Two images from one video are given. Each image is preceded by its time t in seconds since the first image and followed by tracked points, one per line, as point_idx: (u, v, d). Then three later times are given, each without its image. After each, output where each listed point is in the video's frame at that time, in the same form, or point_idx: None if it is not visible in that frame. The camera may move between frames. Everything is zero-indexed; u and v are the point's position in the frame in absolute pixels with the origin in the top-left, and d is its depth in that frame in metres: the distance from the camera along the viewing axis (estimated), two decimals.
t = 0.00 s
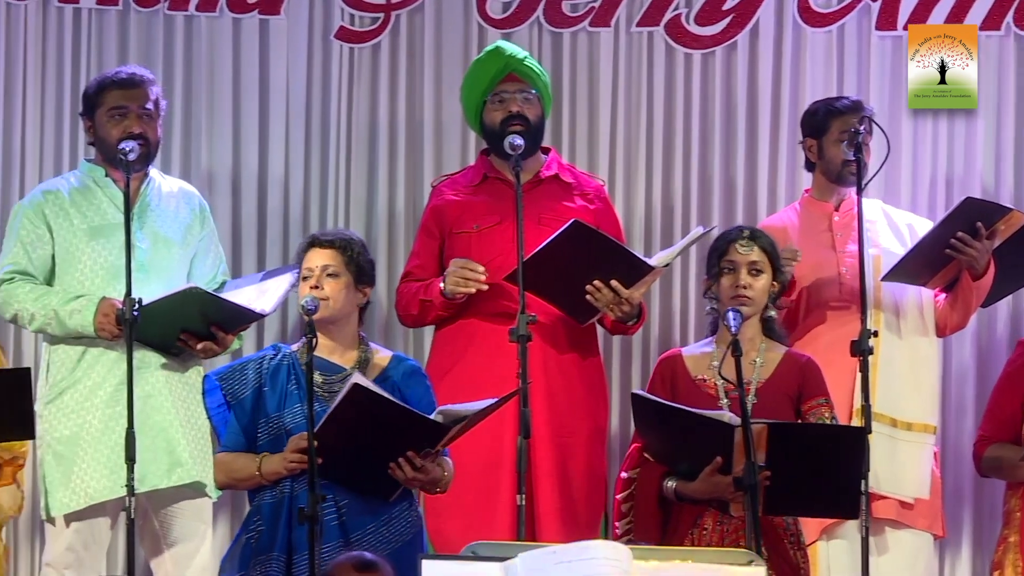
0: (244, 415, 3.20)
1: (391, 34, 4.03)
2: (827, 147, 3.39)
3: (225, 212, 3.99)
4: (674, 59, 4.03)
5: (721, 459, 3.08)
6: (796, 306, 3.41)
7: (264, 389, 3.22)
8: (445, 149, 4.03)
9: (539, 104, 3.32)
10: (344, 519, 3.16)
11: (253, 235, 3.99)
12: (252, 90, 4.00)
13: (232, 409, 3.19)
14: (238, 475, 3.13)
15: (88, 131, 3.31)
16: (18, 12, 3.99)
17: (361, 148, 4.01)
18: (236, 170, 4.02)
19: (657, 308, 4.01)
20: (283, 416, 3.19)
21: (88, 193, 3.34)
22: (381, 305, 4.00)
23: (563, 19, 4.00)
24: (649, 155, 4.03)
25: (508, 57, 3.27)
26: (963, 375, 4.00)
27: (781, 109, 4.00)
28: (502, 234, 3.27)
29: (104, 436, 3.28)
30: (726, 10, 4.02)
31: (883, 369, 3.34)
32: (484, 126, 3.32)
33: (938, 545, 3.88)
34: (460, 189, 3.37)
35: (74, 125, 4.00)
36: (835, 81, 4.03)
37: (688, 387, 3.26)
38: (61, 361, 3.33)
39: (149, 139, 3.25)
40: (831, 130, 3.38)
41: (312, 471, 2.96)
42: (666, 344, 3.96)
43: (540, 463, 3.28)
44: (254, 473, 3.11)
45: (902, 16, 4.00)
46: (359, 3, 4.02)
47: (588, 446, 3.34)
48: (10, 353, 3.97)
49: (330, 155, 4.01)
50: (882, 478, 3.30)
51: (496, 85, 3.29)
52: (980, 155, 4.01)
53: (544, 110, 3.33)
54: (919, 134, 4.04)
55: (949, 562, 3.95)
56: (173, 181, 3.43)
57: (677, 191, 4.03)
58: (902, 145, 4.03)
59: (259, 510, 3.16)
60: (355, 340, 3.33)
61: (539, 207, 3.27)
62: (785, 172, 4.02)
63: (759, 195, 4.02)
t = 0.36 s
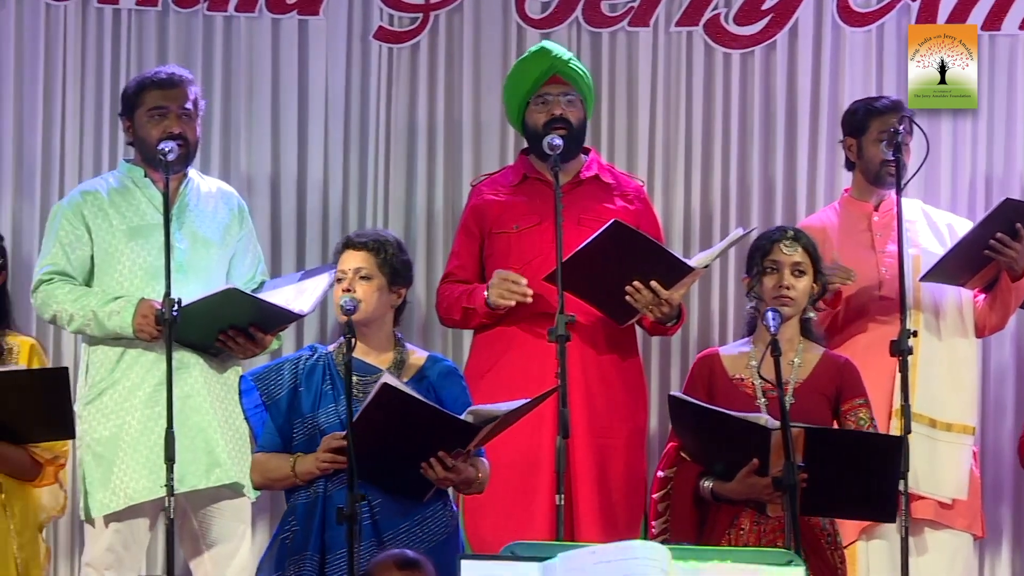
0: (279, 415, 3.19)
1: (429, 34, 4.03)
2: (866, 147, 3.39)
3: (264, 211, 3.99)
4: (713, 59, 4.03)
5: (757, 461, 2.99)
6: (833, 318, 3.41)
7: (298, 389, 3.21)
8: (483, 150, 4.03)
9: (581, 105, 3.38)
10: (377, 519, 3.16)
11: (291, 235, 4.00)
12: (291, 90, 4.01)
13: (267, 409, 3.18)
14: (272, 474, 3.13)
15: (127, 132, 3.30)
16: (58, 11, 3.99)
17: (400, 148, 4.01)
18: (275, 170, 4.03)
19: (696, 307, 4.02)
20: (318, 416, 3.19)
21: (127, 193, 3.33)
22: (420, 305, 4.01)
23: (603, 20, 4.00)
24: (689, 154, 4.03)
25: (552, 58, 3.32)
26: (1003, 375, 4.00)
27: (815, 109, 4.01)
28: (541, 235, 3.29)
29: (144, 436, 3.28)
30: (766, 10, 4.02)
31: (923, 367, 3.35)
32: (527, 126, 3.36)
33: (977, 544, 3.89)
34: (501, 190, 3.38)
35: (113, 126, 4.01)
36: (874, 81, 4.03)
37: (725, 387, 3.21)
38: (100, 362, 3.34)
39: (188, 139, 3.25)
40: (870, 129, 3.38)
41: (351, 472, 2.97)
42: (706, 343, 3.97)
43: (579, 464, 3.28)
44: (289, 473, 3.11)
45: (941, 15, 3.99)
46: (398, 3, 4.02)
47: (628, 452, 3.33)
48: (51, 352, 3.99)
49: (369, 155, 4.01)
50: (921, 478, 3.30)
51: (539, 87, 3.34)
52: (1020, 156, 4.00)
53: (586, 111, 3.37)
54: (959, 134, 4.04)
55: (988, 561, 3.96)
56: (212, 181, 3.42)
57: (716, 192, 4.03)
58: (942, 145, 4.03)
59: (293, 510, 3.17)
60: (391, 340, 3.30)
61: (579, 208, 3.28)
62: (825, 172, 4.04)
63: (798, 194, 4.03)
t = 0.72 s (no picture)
0: (312, 415, 3.17)
1: (466, 33, 4.03)
2: (906, 145, 3.41)
3: (301, 211, 4.00)
4: (750, 59, 4.04)
5: (796, 457, 2.99)
6: (872, 302, 3.42)
7: (332, 388, 3.19)
8: (520, 150, 4.03)
9: (618, 106, 3.37)
10: (413, 519, 3.14)
11: (329, 234, 4.00)
12: (328, 88, 4.01)
13: (300, 409, 3.16)
14: (307, 475, 3.10)
15: (165, 131, 3.31)
16: (96, 10, 4.01)
17: (437, 147, 4.01)
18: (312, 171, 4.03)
19: (732, 307, 4.01)
20: (352, 416, 3.16)
21: (163, 193, 3.32)
22: (457, 305, 4.01)
23: (639, 19, 4.01)
24: (725, 152, 4.03)
25: (589, 57, 3.31)
26: None
27: (844, 111, 4.01)
28: (578, 233, 3.30)
29: (180, 435, 3.26)
30: (803, 10, 4.02)
31: (961, 367, 3.34)
32: (563, 126, 3.37)
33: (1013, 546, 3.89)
34: (538, 189, 3.39)
35: (151, 125, 4.00)
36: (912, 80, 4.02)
37: (763, 384, 3.23)
38: (136, 361, 3.32)
39: (227, 137, 3.26)
40: (910, 129, 3.41)
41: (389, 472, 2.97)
42: (742, 342, 3.97)
43: (616, 463, 3.27)
44: (323, 473, 3.08)
45: (979, 14, 3.99)
46: (434, 2, 4.02)
47: (665, 450, 3.32)
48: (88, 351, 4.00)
49: (405, 155, 4.02)
50: (959, 477, 3.30)
51: (577, 85, 3.34)
52: None
53: (623, 111, 3.37)
54: (996, 134, 4.03)
55: None
56: (248, 181, 3.40)
57: (753, 193, 4.03)
58: (979, 145, 4.02)
59: (328, 510, 3.14)
60: (423, 338, 3.26)
61: (616, 207, 3.30)
62: (862, 172, 4.04)
63: (835, 192, 4.03)
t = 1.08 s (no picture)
0: (352, 414, 3.15)
1: (510, 33, 4.04)
2: (952, 144, 3.47)
3: (345, 211, 4.00)
4: (794, 58, 4.04)
5: (838, 455, 2.98)
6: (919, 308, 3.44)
7: (371, 388, 3.17)
8: (563, 149, 4.03)
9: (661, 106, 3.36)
10: (456, 518, 3.13)
11: (373, 234, 4.01)
12: (371, 87, 4.01)
13: (340, 408, 3.14)
14: (348, 474, 3.09)
15: (208, 132, 3.30)
16: (139, 10, 4.00)
17: (481, 147, 4.02)
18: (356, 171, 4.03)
19: (777, 307, 4.00)
20: (393, 415, 3.14)
21: (207, 193, 3.30)
22: (501, 306, 4.01)
23: (683, 18, 4.00)
24: (769, 151, 4.03)
25: (632, 57, 3.31)
26: None
27: (879, 112, 4.02)
28: (621, 234, 3.29)
29: (223, 435, 3.26)
30: (847, 9, 4.01)
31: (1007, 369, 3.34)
32: (606, 126, 3.36)
33: None
34: (581, 189, 3.38)
35: (194, 126, 4.01)
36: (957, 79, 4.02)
37: (811, 386, 3.23)
38: (179, 361, 3.33)
39: (270, 137, 3.25)
40: (956, 128, 3.48)
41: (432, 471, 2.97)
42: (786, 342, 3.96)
43: (659, 463, 3.26)
44: (364, 471, 3.05)
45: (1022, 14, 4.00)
46: (478, 2, 4.02)
47: (709, 450, 3.30)
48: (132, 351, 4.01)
49: (450, 153, 4.02)
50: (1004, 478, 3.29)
51: (619, 85, 3.33)
52: None
53: (665, 110, 3.36)
54: None
55: None
56: (292, 181, 3.38)
57: (798, 193, 4.03)
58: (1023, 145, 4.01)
59: (369, 510, 3.13)
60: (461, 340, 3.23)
61: (658, 207, 3.28)
62: (907, 171, 4.04)
63: (880, 191, 4.04)
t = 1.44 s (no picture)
0: (390, 415, 3.08)
1: (552, 34, 4.04)
2: (993, 144, 3.53)
3: (388, 211, 4.01)
4: (836, 58, 4.07)
5: (881, 458, 2.95)
6: (963, 307, 3.54)
7: (408, 389, 3.09)
8: (605, 148, 4.03)
9: (702, 105, 3.36)
10: (499, 518, 3.05)
11: (416, 232, 4.02)
12: (414, 86, 4.02)
13: (377, 409, 3.07)
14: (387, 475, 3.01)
15: (251, 132, 3.30)
16: (181, 11, 4.02)
17: (523, 146, 4.02)
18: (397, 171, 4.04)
19: (819, 306, 4.04)
20: (432, 416, 3.07)
21: (250, 194, 3.30)
22: (543, 305, 4.02)
23: (725, 18, 4.02)
24: (811, 150, 4.05)
25: (673, 57, 3.31)
26: None
27: (911, 112, 4.05)
28: (664, 234, 3.28)
29: (267, 435, 3.26)
30: (888, 8, 4.03)
31: None
32: (648, 125, 3.36)
33: None
34: (623, 189, 3.39)
35: (237, 126, 4.02)
36: (999, 79, 4.05)
37: (853, 386, 3.24)
38: (223, 362, 3.34)
39: (312, 138, 3.24)
40: (997, 128, 3.51)
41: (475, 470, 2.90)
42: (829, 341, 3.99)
43: (702, 463, 3.26)
44: (404, 472, 2.99)
45: None
46: (521, 2, 4.03)
47: (751, 447, 3.31)
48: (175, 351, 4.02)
49: (491, 156, 4.02)
50: None
51: (661, 84, 3.33)
52: None
53: (707, 110, 3.36)
54: None
55: None
56: (335, 181, 3.38)
57: (840, 192, 4.04)
58: None
59: (408, 510, 3.06)
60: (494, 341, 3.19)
61: (700, 207, 3.27)
62: (949, 171, 4.07)
63: (922, 190, 4.07)
